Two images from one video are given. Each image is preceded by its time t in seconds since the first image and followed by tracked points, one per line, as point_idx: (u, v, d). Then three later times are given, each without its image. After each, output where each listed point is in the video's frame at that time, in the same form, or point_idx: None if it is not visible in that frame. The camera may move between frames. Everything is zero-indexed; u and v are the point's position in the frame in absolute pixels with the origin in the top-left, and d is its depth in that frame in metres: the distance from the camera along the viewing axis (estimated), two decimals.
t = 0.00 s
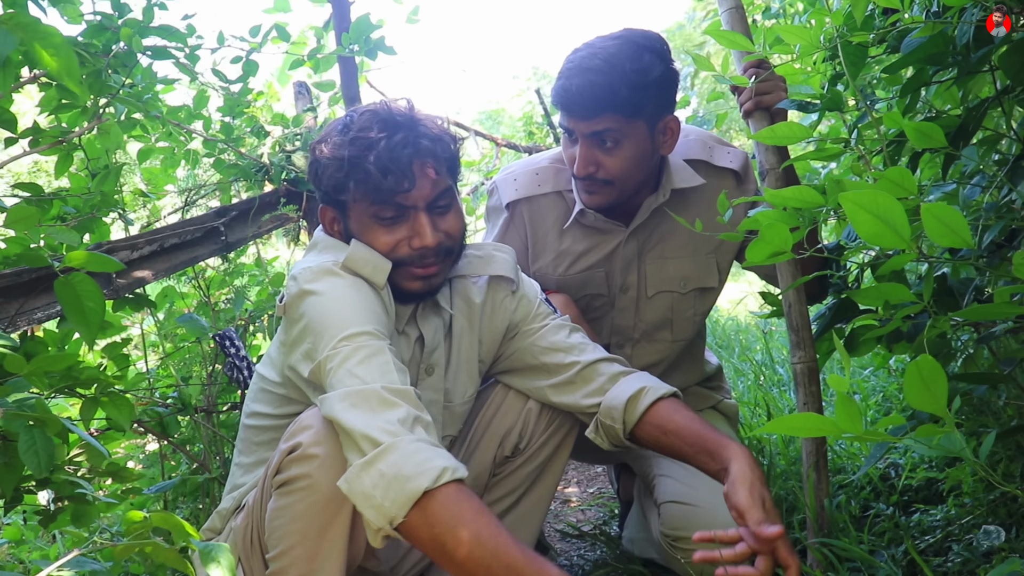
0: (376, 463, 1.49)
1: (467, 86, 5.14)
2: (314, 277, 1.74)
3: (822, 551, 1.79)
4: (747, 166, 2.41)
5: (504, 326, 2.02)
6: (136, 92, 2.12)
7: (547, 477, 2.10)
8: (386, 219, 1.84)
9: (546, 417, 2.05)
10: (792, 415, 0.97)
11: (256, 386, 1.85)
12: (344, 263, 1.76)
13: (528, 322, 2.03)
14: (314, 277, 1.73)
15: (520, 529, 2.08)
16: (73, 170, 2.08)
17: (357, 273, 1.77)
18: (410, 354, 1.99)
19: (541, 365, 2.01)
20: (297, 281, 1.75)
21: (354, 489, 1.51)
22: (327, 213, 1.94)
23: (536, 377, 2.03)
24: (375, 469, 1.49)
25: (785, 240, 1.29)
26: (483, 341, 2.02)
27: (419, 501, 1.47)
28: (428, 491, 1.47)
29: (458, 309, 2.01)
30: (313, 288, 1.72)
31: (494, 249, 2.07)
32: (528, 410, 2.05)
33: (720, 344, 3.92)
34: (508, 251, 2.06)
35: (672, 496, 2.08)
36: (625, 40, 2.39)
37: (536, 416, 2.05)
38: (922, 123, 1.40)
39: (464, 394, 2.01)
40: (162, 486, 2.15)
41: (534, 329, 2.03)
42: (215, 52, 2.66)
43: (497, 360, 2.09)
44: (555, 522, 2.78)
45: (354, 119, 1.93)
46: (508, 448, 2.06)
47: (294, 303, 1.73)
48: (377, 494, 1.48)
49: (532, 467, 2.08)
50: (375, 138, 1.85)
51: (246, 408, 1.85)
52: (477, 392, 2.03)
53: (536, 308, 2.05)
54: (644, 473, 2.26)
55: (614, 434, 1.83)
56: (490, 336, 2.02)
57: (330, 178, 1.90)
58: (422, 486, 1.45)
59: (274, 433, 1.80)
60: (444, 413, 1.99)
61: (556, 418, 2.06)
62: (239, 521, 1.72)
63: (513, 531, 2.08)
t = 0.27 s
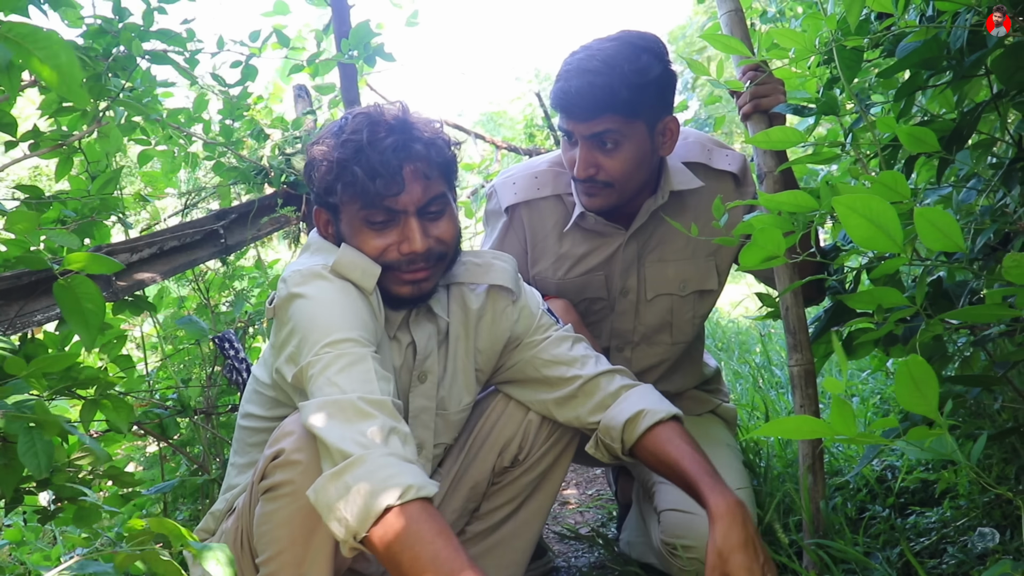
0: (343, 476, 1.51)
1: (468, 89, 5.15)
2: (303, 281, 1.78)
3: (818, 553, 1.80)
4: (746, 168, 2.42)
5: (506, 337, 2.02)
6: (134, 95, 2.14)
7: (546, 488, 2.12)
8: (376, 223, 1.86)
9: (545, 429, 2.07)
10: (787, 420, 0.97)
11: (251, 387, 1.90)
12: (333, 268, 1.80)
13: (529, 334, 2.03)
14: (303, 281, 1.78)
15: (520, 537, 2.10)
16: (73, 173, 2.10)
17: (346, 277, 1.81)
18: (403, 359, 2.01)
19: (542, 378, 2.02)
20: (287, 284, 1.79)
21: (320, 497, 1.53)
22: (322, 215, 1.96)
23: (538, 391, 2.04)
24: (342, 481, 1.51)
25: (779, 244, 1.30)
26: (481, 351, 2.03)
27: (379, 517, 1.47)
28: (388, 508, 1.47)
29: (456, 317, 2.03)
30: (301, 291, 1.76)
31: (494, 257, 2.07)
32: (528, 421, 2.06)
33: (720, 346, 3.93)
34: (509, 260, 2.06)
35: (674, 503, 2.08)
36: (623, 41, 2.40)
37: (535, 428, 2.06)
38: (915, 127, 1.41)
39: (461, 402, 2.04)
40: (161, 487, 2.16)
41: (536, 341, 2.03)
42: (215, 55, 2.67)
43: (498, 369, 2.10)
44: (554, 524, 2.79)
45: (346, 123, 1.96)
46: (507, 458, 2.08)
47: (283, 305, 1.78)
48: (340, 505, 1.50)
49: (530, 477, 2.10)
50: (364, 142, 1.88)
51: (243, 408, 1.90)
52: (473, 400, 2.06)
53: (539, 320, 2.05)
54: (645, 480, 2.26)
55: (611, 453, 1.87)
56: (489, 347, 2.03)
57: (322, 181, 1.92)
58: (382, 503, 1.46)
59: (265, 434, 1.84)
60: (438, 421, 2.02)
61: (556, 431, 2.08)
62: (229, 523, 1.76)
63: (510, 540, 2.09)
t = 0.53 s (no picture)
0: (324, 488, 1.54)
1: (469, 91, 5.17)
2: (296, 286, 1.81)
3: (815, 553, 1.81)
4: (744, 169, 2.42)
5: (512, 351, 2.03)
6: (136, 99, 2.16)
7: (545, 499, 2.15)
8: (372, 229, 1.87)
9: (551, 441, 2.11)
10: (787, 427, 0.94)
11: (247, 390, 1.93)
12: (325, 274, 1.82)
13: (536, 347, 2.04)
14: (295, 286, 1.81)
15: (521, 545, 2.14)
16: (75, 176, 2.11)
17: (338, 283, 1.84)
18: (400, 367, 2.02)
19: (549, 392, 2.05)
20: (280, 289, 1.82)
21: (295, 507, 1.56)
22: (321, 219, 1.97)
23: (546, 405, 2.08)
24: (316, 494, 1.54)
25: (775, 247, 1.31)
26: (484, 361, 2.05)
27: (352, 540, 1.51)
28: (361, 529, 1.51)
29: (458, 326, 2.05)
30: (292, 296, 1.79)
31: (498, 267, 2.06)
32: (533, 431, 2.10)
33: (721, 348, 3.94)
34: (513, 271, 2.05)
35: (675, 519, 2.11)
36: (620, 38, 2.42)
37: (540, 438, 2.10)
38: (912, 130, 1.42)
39: (461, 412, 2.06)
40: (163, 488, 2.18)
41: (543, 355, 2.04)
42: (217, 59, 2.69)
43: (502, 380, 2.12)
44: (553, 526, 2.81)
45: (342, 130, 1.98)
46: (510, 470, 2.11)
47: (275, 309, 1.81)
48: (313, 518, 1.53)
49: (532, 488, 2.13)
50: (360, 146, 1.90)
51: (239, 411, 1.94)
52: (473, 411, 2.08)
53: (545, 332, 2.05)
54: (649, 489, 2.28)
55: (614, 467, 1.98)
56: (493, 358, 2.04)
57: (320, 185, 1.94)
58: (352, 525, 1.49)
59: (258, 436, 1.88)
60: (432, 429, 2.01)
61: (562, 442, 2.11)
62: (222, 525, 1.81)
63: (508, 549, 2.13)
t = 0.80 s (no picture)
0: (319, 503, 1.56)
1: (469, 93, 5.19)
2: (295, 293, 1.83)
3: (811, 555, 1.83)
4: (739, 168, 2.43)
5: (511, 360, 2.03)
6: (136, 102, 2.17)
7: (544, 506, 2.16)
8: (372, 237, 1.88)
9: (550, 450, 2.12)
10: (771, 419, 0.98)
11: (245, 393, 1.94)
12: (324, 282, 1.84)
13: (537, 356, 2.05)
14: (294, 294, 1.82)
15: (519, 551, 2.15)
16: (76, 178, 2.13)
17: (338, 291, 1.85)
18: (400, 376, 2.02)
19: (549, 402, 2.06)
20: (279, 295, 1.84)
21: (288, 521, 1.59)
22: (321, 224, 1.99)
23: (546, 415, 2.09)
24: (309, 510, 1.56)
25: (768, 249, 1.31)
26: (483, 370, 2.05)
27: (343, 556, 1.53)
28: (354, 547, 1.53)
29: (456, 333, 2.05)
30: (292, 304, 1.80)
31: (500, 275, 2.06)
32: (533, 439, 2.12)
33: (721, 350, 3.94)
34: (515, 279, 2.05)
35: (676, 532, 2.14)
36: (611, 38, 2.42)
37: (540, 446, 2.12)
38: (905, 134, 1.43)
39: (459, 420, 2.07)
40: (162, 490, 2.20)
41: (544, 363, 2.05)
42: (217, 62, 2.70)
43: (501, 389, 2.12)
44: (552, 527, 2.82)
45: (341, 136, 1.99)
46: (509, 477, 2.12)
47: (275, 315, 1.83)
48: (307, 534, 1.56)
49: (532, 495, 2.14)
50: (361, 155, 1.90)
51: (237, 412, 1.95)
52: (472, 419, 2.08)
53: (546, 342, 2.06)
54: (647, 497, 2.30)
55: (610, 481, 2.01)
56: (492, 367, 2.05)
57: (321, 192, 1.95)
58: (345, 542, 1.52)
59: (254, 441, 1.89)
60: (431, 436, 2.02)
61: (561, 451, 2.12)
62: (218, 527, 1.83)
63: (506, 554, 2.15)
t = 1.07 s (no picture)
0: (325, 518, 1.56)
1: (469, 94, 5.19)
2: (302, 301, 1.83)
3: (811, 557, 1.83)
4: (736, 171, 2.42)
5: (511, 363, 2.04)
6: (137, 105, 2.18)
7: (545, 513, 2.16)
8: (422, 232, 1.90)
9: (550, 457, 2.12)
10: (780, 434, 0.93)
11: (248, 398, 1.95)
12: (332, 290, 1.85)
13: (536, 360, 2.06)
14: (301, 302, 1.83)
15: (519, 556, 2.15)
16: (77, 180, 2.13)
17: (344, 300, 1.86)
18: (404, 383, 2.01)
19: (548, 406, 2.06)
20: (285, 302, 1.85)
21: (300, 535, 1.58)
22: (339, 224, 1.96)
23: (545, 420, 2.09)
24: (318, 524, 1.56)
25: (767, 252, 1.31)
26: (483, 372, 2.06)
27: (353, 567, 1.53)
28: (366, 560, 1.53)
29: (457, 336, 2.06)
30: (299, 312, 1.81)
31: (497, 278, 2.05)
32: (534, 447, 2.11)
33: (721, 352, 3.95)
34: (514, 282, 2.04)
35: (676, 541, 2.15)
36: (599, 48, 2.45)
37: (541, 453, 2.12)
38: (904, 136, 1.42)
39: (460, 423, 2.08)
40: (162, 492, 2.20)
41: (544, 367, 2.05)
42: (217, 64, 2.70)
43: (501, 393, 2.13)
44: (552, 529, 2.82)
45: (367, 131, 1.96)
46: (509, 484, 2.11)
47: (281, 322, 1.83)
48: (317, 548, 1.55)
49: (532, 502, 2.13)
50: (413, 151, 1.90)
51: (239, 417, 1.96)
52: (473, 421, 2.09)
53: (547, 345, 2.06)
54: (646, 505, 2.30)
55: (608, 489, 2.01)
56: (492, 372, 2.05)
57: (354, 189, 1.92)
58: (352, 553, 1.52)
59: (257, 446, 1.90)
60: (438, 441, 2.04)
61: (561, 459, 2.12)
62: (220, 531, 1.83)
63: (506, 559, 2.14)
